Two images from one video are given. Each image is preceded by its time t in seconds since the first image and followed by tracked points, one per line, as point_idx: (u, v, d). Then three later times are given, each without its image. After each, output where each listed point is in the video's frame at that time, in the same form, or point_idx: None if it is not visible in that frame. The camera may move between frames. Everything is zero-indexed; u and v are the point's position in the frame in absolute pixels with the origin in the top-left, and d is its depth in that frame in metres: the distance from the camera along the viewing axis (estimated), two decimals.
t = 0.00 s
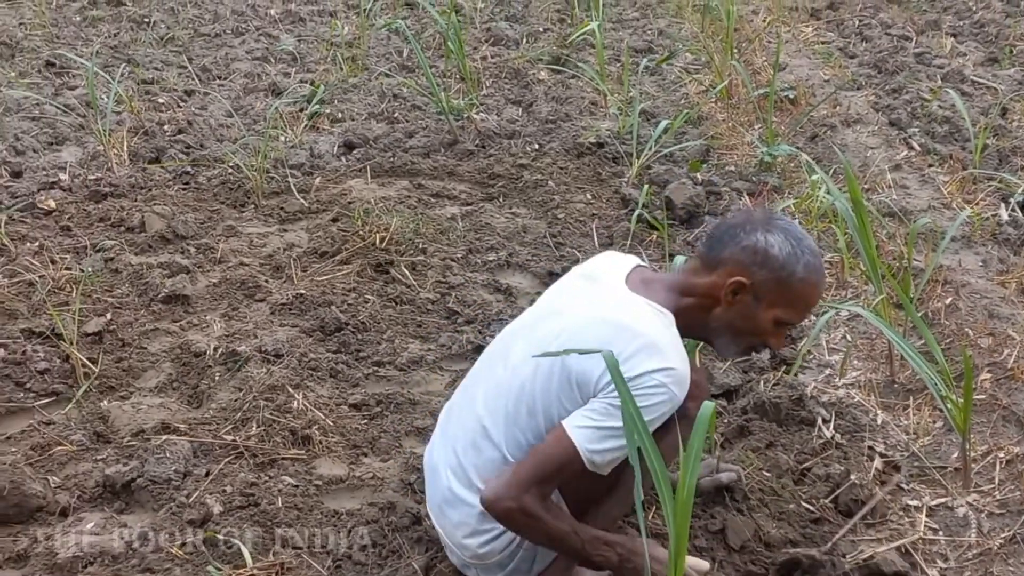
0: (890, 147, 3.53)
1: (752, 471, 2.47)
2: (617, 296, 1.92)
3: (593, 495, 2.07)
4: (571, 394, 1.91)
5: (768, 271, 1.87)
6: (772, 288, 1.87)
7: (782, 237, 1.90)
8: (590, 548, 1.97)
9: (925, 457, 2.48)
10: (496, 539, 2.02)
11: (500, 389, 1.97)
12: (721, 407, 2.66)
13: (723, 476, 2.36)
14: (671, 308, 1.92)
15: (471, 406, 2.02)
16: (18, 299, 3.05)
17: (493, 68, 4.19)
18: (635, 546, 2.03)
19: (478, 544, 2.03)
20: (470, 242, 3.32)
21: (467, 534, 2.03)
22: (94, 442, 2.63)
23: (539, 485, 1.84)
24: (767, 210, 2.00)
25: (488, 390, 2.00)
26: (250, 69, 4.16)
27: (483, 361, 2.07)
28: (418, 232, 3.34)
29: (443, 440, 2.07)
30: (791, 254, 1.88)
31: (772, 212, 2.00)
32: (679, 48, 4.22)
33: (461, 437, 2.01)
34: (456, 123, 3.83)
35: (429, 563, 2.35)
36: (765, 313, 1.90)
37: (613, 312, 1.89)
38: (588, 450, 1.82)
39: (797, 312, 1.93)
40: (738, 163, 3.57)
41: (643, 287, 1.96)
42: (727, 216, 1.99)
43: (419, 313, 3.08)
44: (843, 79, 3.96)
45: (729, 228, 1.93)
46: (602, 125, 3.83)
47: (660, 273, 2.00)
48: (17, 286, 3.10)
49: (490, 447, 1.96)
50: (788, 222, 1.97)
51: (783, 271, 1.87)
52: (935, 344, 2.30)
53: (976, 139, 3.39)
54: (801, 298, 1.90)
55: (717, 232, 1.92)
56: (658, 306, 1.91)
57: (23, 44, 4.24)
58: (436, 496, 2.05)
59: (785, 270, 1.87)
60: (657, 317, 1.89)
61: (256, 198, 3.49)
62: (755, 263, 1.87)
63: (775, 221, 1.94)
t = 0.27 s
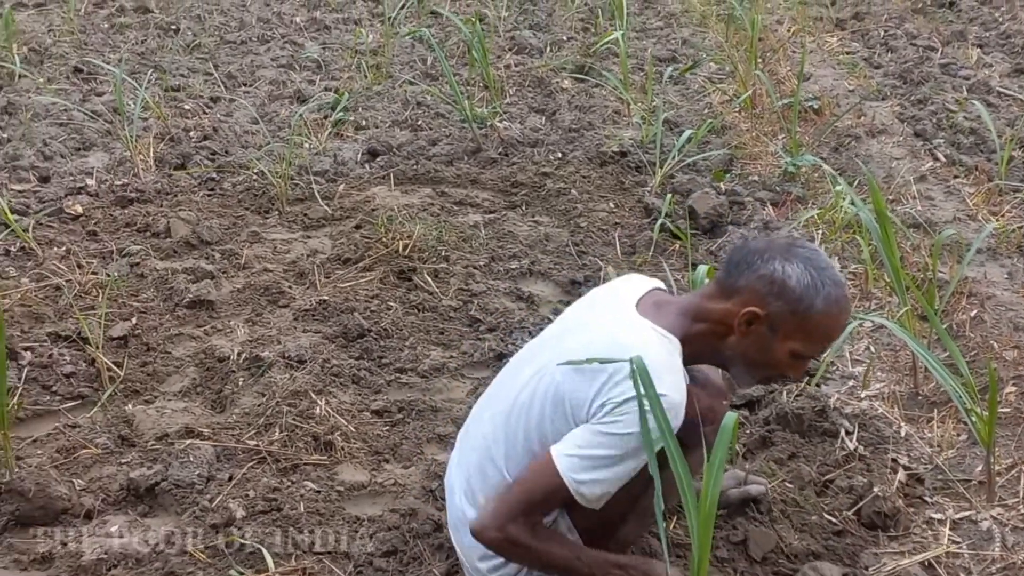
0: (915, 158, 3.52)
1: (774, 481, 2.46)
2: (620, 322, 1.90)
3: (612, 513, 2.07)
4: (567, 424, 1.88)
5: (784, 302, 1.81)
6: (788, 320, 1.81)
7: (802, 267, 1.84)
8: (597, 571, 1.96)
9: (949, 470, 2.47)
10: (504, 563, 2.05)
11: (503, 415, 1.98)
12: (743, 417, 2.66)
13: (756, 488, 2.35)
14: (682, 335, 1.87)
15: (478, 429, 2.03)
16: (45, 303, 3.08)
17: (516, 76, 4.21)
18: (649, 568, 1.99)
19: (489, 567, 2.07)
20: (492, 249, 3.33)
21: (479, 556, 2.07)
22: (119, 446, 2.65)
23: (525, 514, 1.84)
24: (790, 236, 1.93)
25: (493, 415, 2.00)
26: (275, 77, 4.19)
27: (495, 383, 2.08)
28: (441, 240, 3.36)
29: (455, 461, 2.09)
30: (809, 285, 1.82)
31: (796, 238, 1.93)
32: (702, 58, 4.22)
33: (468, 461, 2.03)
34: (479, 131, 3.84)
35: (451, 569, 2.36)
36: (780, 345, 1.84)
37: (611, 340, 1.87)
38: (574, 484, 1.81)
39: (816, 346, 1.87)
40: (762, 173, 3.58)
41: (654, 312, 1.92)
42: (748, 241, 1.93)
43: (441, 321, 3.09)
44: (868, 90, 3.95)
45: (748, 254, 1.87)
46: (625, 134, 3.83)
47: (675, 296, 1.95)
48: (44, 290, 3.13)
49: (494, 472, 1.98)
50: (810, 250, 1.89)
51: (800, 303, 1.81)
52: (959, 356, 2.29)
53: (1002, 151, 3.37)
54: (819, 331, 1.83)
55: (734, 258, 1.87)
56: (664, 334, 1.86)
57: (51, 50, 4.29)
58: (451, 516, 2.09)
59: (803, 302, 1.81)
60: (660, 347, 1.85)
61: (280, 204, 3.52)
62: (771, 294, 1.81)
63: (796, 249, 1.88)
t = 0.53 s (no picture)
0: (945, 162, 3.50)
1: (801, 485, 2.46)
2: (612, 333, 1.95)
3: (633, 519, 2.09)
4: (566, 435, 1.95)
5: (786, 321, 1.80)
6: (791, 338, 1.80)
7: (807, 285, 1.82)
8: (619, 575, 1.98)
9: (978, 476, 2.46)
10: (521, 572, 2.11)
11: (507, 425, 2.06)
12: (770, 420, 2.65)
13: (789, 495, 2.36)
14: (686, 351, 1.88)
15: (490, 439, 2.12)
16: (76, 301, 3.12)
17: (543, 79, 4.22)
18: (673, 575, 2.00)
19: None
20: (519, 251, 3.34)
21: (498, 566, 2.13)
22: (148, 443, 2.68)
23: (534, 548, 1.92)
24: (798, 253, 1.92)
25: (500, 425, 2.09)
26: (304, 78, 4.22)
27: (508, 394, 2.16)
28: (468, 241, 3.37)
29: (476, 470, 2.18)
30: (813, 304, 1.81)
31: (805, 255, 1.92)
32: (730, 61, 4.21)
33: (482, 470, 2.12)
34: (506, 133, 3.85)
35: (477, 569, 2.37)
36: (784, 362, 1.83)
37: (603, 348, 1.92)
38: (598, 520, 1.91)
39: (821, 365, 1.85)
40: (790, 177, 3.58)
41: (658, 325, 1.93)
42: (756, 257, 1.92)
43: (468, 322, 3.10)
44: (897, 93, 3.94)
45: (753, 270, 1.86)
46: (652, 137, 3.84)
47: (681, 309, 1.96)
48: (75, 288, 3.17)
49: (502, 480, 2.06)
50: (818, 268, 1.88)
51: (802, 322, 1.80)
52: (989, 362, 2.27)
53: None
54: (824, 351, 1.82)
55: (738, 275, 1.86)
56: (658, 345, 1.89)
57: (83, 51, 4.34)
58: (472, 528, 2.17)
59: (804, 321, 1.80)
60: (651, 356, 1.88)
61: (308, 205, 3.54)
62: (772, 312, 1.80)
63: (803, 268, 1.86)
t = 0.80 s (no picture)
0: (978, 164, 3.48)
1: (830, 488, 2.44)
2: (618, 346, 1.95)
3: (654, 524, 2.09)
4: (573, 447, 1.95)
5: (790, 332, 1.79)
6: (796, 349, 1.79)
7: (810, 295, 1.81)
8: None
9: (1010, 480, 2.44)
10: None
11: (519, 441, 2.07)
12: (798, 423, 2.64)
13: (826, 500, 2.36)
14: (689, 362, 1.88)
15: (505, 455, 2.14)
16: (109, 298, 3.15)
17: (573, 79, 4.22)
18: None
19: None
20: (548, 251, 3.35)
21: None
22: (180, 439, 2.71)
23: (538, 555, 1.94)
24: (803, 259, 1.90)
25: (513, 441, 2.10)
26: (334, 78, 4.24)
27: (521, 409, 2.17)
28: (497, 241, 3.38)
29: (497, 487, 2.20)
30: (817, 314, 1.79)
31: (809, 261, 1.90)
32: (761, 61, 4.20)
33: (500, 487, 2.14)
34: (535, 133, 3.86)
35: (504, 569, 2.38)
36: (790, 372, 1.83)
37: (607, 361, 1.92)
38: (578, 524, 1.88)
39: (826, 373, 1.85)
40: (820, 178, 3.56)
41: (661, 337, 1.94)
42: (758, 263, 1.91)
43: (496, 322, 3.11)
44: (930, 94, 3.91)
45: (756, 280, 1.85)
46: (682, 137, 3.83)
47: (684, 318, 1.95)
48: (108, 286, 3.20)
49: (518, 495, 2.08)
50: (823, 274, 1.86)
51: (806, 333, 1.79)
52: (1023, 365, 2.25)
53: None
54: (830, 360, 1.81)
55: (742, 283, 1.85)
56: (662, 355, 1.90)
57: (116, 51, 4.38)
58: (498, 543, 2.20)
59: (808, 332, 1.79)
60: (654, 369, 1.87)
61: (338, 204, 3.56)
62: (776, 323, 1.79)
63: (807, 276, 1.85)
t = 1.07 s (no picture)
0: (1004, 166, 3.45)
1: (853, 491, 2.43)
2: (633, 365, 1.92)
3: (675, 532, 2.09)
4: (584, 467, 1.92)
5: (823, 374, 1.73)
6: (828, 388, 1.75)
7: (845, 334, 1.74)
8: None
9: None
10: None
11: (532, 455, 2.05)
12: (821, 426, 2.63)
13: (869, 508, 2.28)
14: (715, 388, 1.84)
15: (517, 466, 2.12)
16: (133, 296, 3.17)
17: (595, 79, 4.21)
18: None
19: None
20: (569, 252, 3.34)
21: None
22: (202, 438, 2.72)
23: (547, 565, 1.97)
24: (832, 288, 1.81)
25: (525, 455, 2.08)
26: (357, 78, 4.26)
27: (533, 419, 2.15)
28: (518, 242, 3.38)
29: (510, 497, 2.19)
30: (852, 356, 1.73)
31: (840, 289, 1.81)
32: (785, 62, 4.18)
33: (512, 499, 2.12)
34: (557, 134, 3.86)
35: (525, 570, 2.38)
36: (821, 405, 1.79)
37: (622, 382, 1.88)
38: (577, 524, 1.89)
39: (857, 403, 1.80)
40: (844, 180, 3.55)
41: (682, 359, 1.90)
42: (784, 291, 1.82)
43: (517, 322, 3.11)
44: (955, 95, 3.88)
45: (787, 314, 1.76)
46: (705, 138, 3.82)
47: (708, 339, 1.90)
48: (132, 284, 3.22)
49: (530, 509, 2.06)
50: (855, 307, 1.78)
51: (839, 375, 1.73)
52: None
53: None
54: (862, 397, 1.77)
55: (767, 319, 1.77)
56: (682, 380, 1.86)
57: (142, 51, 4.41)
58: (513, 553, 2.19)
59: (841, 374, 1.73)
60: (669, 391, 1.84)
61: (360, 204, 3.57)
62: (808, 365, 1.73)
63: (839, 311, 1.77)
